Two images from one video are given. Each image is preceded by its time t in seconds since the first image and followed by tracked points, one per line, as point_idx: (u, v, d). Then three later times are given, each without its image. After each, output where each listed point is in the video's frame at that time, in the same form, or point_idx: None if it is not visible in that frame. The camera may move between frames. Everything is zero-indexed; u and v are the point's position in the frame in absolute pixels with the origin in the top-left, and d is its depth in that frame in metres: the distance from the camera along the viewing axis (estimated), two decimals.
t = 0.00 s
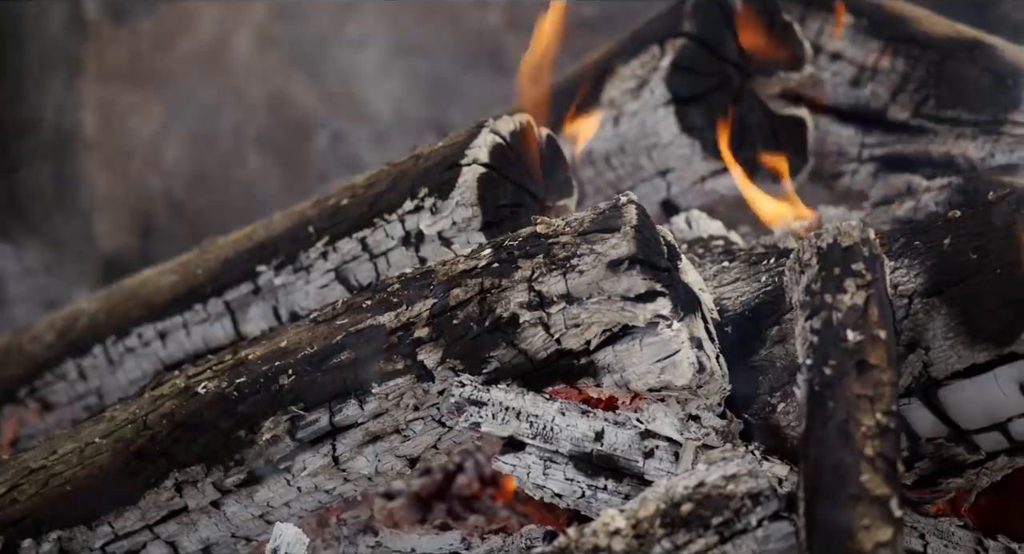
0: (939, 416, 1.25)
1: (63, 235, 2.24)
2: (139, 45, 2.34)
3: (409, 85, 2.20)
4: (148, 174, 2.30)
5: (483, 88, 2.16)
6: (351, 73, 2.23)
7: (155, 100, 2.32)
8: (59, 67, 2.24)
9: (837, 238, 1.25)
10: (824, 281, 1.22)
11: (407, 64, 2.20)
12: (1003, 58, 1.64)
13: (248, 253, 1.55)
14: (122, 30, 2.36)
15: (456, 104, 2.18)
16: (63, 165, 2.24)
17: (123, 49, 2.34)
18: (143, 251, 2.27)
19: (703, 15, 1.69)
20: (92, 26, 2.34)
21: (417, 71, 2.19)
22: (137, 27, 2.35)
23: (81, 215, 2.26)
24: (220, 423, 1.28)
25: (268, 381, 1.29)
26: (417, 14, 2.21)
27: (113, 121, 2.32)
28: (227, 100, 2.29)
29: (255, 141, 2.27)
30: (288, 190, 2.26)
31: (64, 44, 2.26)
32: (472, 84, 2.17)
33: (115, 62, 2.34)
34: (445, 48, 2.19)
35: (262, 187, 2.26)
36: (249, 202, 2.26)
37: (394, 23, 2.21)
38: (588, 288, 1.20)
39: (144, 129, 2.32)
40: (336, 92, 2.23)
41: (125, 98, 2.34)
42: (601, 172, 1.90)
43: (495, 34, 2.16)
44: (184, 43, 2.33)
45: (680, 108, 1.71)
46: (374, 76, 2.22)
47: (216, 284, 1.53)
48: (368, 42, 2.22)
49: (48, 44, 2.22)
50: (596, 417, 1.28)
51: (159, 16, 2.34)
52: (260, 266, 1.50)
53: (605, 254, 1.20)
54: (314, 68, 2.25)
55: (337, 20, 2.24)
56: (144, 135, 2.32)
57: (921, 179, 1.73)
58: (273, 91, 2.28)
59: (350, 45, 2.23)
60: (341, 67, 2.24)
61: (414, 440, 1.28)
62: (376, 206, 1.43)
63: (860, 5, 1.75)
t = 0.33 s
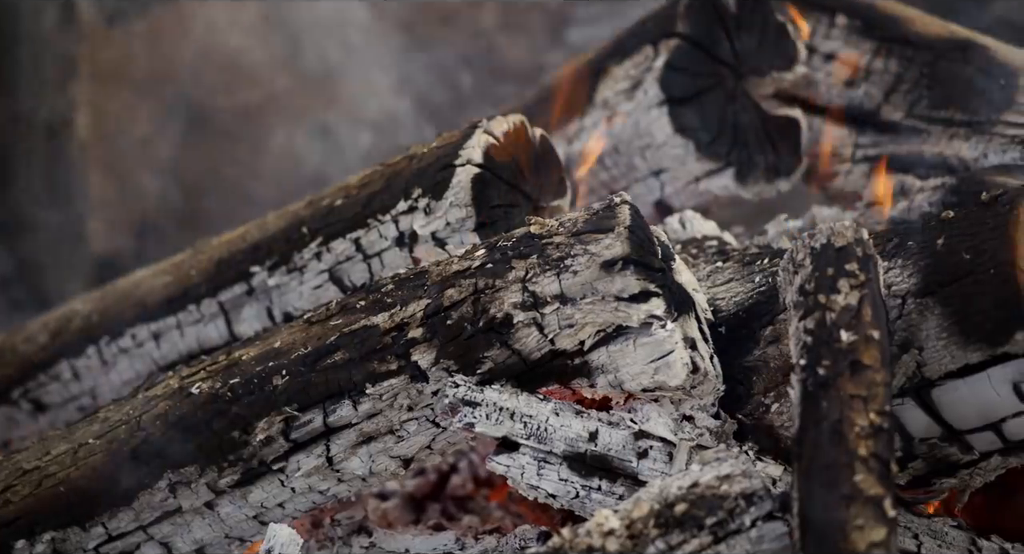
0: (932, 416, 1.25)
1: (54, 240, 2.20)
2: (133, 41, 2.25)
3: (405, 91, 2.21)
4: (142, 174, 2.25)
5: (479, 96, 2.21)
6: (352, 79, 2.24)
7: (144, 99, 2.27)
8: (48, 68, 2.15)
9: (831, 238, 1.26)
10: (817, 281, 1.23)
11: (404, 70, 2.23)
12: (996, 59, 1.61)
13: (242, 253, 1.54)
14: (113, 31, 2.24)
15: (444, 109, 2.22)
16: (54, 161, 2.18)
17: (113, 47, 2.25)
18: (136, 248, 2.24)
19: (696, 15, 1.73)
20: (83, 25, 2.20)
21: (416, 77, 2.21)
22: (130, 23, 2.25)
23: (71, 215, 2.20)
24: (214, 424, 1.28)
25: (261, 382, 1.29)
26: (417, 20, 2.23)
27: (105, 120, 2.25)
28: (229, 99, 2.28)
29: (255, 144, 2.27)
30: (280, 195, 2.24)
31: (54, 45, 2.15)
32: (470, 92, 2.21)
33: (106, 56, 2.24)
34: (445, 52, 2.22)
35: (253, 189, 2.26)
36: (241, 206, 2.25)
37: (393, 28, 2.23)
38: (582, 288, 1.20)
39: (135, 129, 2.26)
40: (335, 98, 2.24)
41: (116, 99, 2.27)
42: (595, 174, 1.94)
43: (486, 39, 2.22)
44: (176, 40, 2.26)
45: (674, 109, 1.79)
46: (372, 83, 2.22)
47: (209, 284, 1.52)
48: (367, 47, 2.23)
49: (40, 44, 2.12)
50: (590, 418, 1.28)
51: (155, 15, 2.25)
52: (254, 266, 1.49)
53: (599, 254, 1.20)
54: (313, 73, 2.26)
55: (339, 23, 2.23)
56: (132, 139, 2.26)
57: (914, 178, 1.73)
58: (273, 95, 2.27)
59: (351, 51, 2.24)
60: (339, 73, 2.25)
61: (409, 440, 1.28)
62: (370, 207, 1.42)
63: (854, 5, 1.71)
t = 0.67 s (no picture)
0: (918, 415, 1.25)
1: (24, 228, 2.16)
2: (120, 44, 2.15)
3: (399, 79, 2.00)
4: (128, 175, 2.16)
5: (479, 77, 1.97)
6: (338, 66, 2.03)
7: (129, 99, 2.16)
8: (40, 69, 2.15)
9: (817, 238, 1.25)
10: (803, 281, 1.23)
11: (392, 56, 2.01)
12: (982, 59, 1.63)
13: (229, 253, 1.54)
14: (103, 28, 2.16)
15: (441, 99, 1.99)
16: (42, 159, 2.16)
17: (102, 48, 2.16)
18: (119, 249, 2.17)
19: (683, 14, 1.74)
20: (70, 26, 2.16)
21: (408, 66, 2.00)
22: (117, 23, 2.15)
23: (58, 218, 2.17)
24: (200, 425, 1.28)
25: (247, 382, 1.29)
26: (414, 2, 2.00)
27: (95, 124, 2.17)
28: (212, 95, 2.11)
29: (240, 140, 2.10)
30: (268, 195, 2.08)
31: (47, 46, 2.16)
32: (472, 79, 1.97)
33: (94, 60, 2.17)
34: (443, 40, 1.99)
35: (236, 187, 2.10)
36: (225, 204, 2.11)
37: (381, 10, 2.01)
38: (568, 288, 1.20)
39: (122, 130, 2.16)
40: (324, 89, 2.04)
41: (105, 98, 2.17)
42: (581, 173, 1.87)
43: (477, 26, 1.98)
44: (167, 32, 2.12)
45: (661, 109, 1.75)
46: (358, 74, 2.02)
47: (196, 284, 1.52)
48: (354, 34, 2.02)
49: (23, 44, 2.14)
50: (576, 417, 1.28)
51: (137, 13, 2.13)
52: (240, 267, 1.49)
53: (586, 254, 1.20)
54: (300, 63, 2.05)
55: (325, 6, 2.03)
56: (121, 140, 2.16)
57: (900, 179, 1.72)
58: (258, 89, 2.08)
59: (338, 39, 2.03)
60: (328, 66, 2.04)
61: (395, 440, 1.28)
62: (357, 207, 1.42)
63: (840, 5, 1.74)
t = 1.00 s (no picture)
0: (900, 415, 1.26)
1: None
2: (99, 43, 1.79)
3: (380, 75, 1.79)
4: (111, 194, 1.78)
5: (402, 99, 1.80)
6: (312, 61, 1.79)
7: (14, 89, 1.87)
8: None
9: (799, 239, 1.25)
10: (785, 282, 1.23)
11: (370, 55, 1.79)
12: (965, 60, 1.63)
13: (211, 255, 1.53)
14: (80, 31, 1.79)
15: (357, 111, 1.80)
16: None
17: (72, 43, 1.78)
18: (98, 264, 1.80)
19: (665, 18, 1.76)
20: (46, 29, 1.79)
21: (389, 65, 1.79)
22: (94, 26, 1.78)
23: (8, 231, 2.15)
24: (183, 426, 1.28)
25: (230, 384, 1.29)
26: None
27: (62, 134, 1.78)
28: (206, 94, 1.79)
29: (209, 145, 1.79)
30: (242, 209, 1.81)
31: (19, 47, 1.79)
32: (396, 101, 1.80)
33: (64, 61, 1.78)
34: (420, 46, 1.78)
35: (227, 196, 1.80)
36: (223, 215, 1.80)
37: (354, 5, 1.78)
38: (551, 289, 1.20)
39: (102, 135, 1.78)
40: (300, 83, 1.79)
41: (78, 102, 1.78)
42: (564, 173, 1.85)
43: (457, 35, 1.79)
44: (150, 57, 1.79)
45: (644, 110, 1.77)
46: (340, 70, 1.78)
47: (178, 287, 1.51)
48: (328, 27, 1.79)
49: None
50: (559, 419, 1.28)
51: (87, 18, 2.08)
52: (223, 269, 1.49)
53: (569, 255, 1.20)
54: (272, 57, 1.79)
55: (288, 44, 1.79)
56: (98, 146, 1.78)
57: (881, 180, 1.71)
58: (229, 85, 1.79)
59: (310, 38, 1.79)
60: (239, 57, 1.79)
61: (378, 442, 1.28)
62: (340, 209, 1.42)
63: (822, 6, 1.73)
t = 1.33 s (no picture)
0: (886, 421, 1.26)
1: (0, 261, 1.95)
2: (87, 50, 1.92)
3: (363, 84, 1.91)
4: (99, 187, 1.94)
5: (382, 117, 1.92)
6: (297, 73, 1.92)
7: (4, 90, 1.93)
8: None
9: (784, 245, 1.26)
10: (771, 288, 1.23)
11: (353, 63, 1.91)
12: (948, 67, 1.64)
13: (197, 262, 1.53)
14: (67, 37, 1.92)
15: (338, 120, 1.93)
16: None
17: (63, 52, 1.92)
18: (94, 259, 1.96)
19: (651, 23, 1.71)
20: (35, 36, 1.92)
21: (375, 80, 1.91)
22: (83, 32, 1.91)
23: None
24: (168, 433, 1.27)
25: (216, 390, 1.29)
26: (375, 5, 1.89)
27: (56, 135, 1.93)
28: (190, 100, 1.93)
29: (198, 147, 1.95)
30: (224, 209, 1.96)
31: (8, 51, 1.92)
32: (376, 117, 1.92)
33: (55, 66, 1.92)
34: (406, 52, 1.90)
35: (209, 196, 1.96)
36: (205, 212, 1.96)
37: (338, 15, 1.90)
38: (537, 295, 1.20)
39: (93, 136, 1.94)
40: (287, 92, 1.92)
41: (71, 104, 1.93)
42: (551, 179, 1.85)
43: (445, 42, 1.90)
44: (136, 58, 1.92)
45: (629, 116, 1.71)
46: (322, 89, 1.92)
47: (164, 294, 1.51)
48: (314, 37, 1.90)
49: None
50: (546, 425, 1.29)
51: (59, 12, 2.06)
52: (209, 275, 1.48)
53: (554, 262, 1.20)
54: (259, 65, 1.92)
55: (274, 48, 1.91)
56: (87, 148, 1.93)
57: (866, 186, 1.70)
58: (216, 89, 1.93)
59: (293, 48, 1.91)
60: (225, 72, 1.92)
61: (364, 449, 1.29)
62: (325, 216, 1.42)
63: (805, 13, 1.73)
